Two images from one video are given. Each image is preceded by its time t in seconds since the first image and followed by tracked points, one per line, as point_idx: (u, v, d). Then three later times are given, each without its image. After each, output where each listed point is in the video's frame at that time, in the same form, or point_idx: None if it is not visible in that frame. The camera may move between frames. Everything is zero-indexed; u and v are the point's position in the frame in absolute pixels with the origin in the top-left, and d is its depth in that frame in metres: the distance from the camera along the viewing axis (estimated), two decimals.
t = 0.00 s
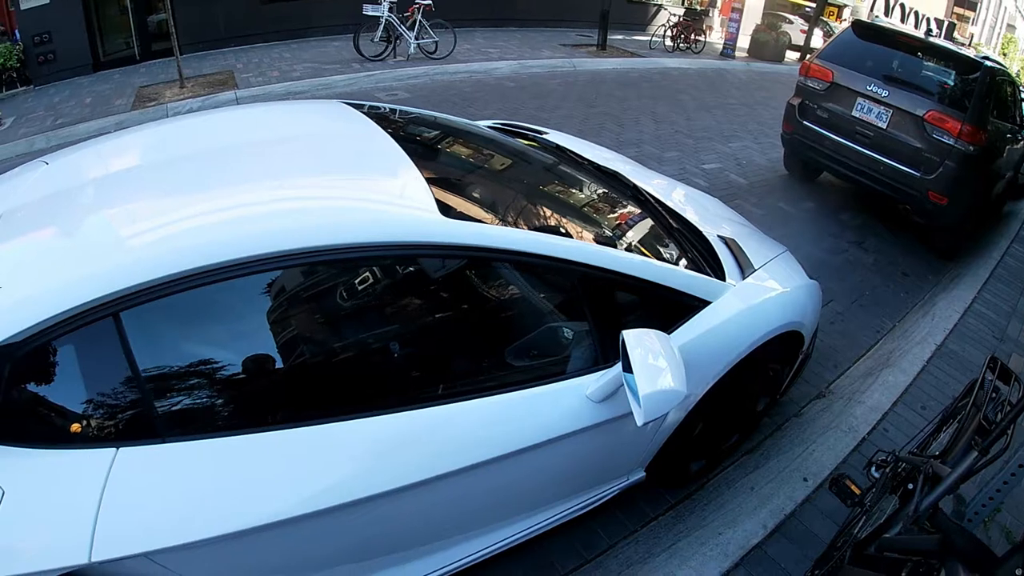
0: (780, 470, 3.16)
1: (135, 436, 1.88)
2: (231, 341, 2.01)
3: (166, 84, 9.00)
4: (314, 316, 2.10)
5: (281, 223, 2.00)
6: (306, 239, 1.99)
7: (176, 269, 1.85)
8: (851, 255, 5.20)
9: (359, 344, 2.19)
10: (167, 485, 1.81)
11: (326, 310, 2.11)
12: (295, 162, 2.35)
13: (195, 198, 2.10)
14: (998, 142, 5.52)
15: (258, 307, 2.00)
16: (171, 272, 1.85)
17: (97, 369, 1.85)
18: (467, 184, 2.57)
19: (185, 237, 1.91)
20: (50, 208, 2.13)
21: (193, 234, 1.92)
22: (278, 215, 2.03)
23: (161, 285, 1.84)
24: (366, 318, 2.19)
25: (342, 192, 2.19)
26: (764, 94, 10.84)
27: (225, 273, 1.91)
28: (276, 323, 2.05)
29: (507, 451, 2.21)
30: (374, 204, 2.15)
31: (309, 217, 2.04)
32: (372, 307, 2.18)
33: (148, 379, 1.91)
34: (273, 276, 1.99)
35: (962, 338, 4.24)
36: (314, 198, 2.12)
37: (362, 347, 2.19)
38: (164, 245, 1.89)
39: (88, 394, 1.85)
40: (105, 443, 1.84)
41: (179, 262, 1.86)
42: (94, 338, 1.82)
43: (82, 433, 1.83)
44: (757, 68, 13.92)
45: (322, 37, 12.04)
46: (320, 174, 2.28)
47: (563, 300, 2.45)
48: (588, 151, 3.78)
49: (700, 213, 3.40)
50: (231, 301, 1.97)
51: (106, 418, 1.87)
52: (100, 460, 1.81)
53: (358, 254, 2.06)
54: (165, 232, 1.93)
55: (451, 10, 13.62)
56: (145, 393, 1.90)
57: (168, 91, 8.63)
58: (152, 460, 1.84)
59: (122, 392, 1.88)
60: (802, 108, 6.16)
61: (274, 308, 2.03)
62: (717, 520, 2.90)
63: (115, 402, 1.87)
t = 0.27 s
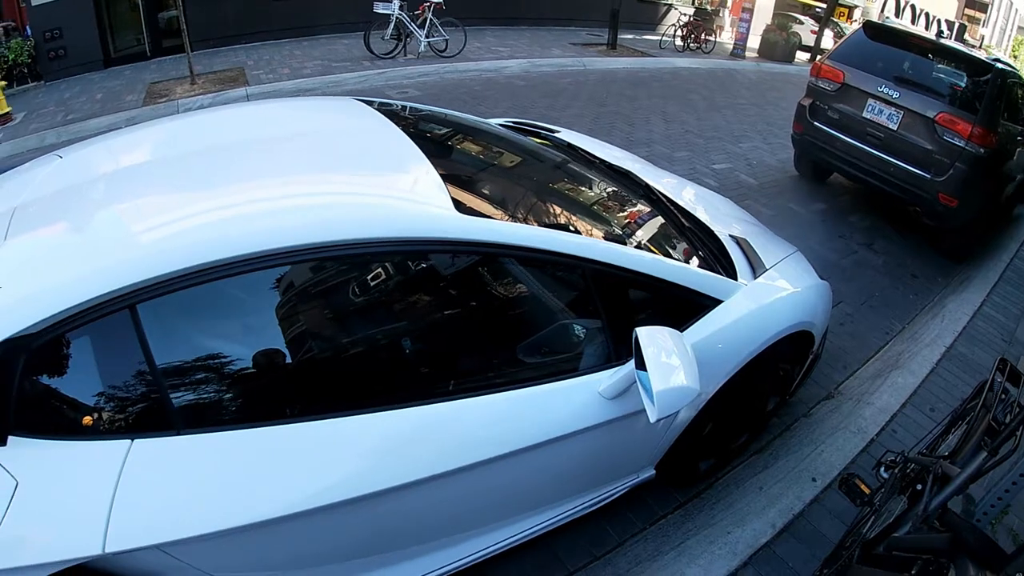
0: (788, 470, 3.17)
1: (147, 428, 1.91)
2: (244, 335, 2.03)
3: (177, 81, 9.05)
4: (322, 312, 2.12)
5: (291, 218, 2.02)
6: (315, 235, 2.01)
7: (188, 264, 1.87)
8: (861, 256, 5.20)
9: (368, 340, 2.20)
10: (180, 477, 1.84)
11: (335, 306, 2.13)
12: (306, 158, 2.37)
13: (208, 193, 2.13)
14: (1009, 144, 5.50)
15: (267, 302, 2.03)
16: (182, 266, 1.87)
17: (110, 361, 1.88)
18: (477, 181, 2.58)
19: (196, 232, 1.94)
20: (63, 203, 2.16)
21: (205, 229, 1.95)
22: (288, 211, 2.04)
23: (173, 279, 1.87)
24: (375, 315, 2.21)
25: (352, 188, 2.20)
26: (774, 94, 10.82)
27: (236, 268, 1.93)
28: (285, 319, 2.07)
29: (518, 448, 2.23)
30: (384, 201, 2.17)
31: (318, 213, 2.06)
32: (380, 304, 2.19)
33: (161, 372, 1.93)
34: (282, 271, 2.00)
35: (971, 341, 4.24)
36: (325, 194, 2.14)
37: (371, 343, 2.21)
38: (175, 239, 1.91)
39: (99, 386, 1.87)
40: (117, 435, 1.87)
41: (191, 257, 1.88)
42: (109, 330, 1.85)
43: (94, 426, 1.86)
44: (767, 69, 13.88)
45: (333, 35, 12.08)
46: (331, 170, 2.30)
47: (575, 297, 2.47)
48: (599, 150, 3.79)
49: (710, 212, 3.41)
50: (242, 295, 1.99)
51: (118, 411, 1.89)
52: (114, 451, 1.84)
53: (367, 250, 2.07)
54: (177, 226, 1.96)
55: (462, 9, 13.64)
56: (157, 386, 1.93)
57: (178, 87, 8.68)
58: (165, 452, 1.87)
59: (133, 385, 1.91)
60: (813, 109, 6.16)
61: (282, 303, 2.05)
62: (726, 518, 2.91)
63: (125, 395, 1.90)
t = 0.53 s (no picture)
0: (794, 470, 3.18)
1: (153, 424, 1.92)
2: (250, 333, 2.05)
3: (182, 79, 9.06)
4: (326, 310, 2.12)
5: (295, 217, 2.03)
6: (318, 233, 2.02)
7: (193, 262, 1.89)
8: (866, 257, 5.20)
9: (371, 339, 2.21)
10: (188, 472, 1.85)
11: (339, 304, 2.13)
12: (311, 157, 2.39)
13: (214, 191, 2.15)
14: (1014, 145, 5.48)
15: (270, 300, 2.04)
16: (187, 264, 1.89)
17: (118, 357, 1.90)
18: (481, 179, 2.59)
19: (203, 229, 1.95)
20: (69, 200, 2.18)
21: (209, 227, 1.96)
22: (292, 209, 2.06)
23: (181, 276, 1.89)
24: (379, 313, 2.21)
25: (355, 186, 2.22)
26: (779, 94, 10.80)
27: (240, 266, 1.95)
28: (288, 316, 2.07)
29: (525, 445, 2.24)
30: (387, 199, 2.18)
31: (321, 211, 2.07)
32: (385, 302, 2.20)
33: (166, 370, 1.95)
34: (286, 269, 2.01)
35: (974, 342, 4.25)
36: (329, 192, 2.15)
37: (375, 341, 2.21)
38: (180, 237, 1.92)
39: (106, 382, 1.89)
40: (122, 432, 1.88)
41: (196, 255, 1.89)
42: (116, 327, 1.86)
43: (99, 422, 1.87)
44: (772, 69, 13.86)
45: (337, 34, 12.10)
46: (335, 169, 2.32)
47: (582, 296, 2.48)
48: (605, 149, 3.80)
49: (714, 212, 3.42)
50: (248, 292, 2.00)
51: (123, 408, 1.90)
52: (121, 447, 1.86)
53: (372, 249, 2.08)
54: (184, 224, 1.97)
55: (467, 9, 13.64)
56: (162, 383, 1.94)
57: (183, 85, 8.69)
58: (172, 448, 1.89)
59: (138, 382, 1.92)
60: (818, 109, 6.18)
61: (286, 301, 2.05)
62: (731, 518, 2.92)
63: (130, 392, 1.91)
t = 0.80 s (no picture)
0: (803, 470, 3.19)
1: (166, 417, 1.95)
2: (262, 327, 2.07)
3: (193, 76, 9.12)
4: (336, 307, 2.14)
5: (306, 213, 2.06)
6: (328, 229, 2.05)
7: (205, 257, 1.92)
8: (876, 259, 5.20)
9: (382, 335, 2.22)
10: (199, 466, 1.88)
11: (350, 301, 2.15)
12: (323, 153, 2.41)
13: (228, 186, 2.17)
14: None
15: (281, 296, 2.06)
16: (200, 259, 1.91)
17: (132, 350, 1.93)
18: (491, 176, 2.61)
19: (215, 225, 1.98)
20: (83, 195, 2.21)
21: (222, 223, 1.99)
22: (303, 205, 2.08)
23: (195, 271, 1.92)
24: (390, 310, 2.23)
25: (366, 183, 2.24)
26: (790, 95, 10.78)
27: (252, 262, 1.97)
28: (298, 311, 2.09)
29: (536, 442, 2.26)
30: (397, 195, 2.21)
31: (332, 207, 2.10)
32: (395, 298, 2.22)
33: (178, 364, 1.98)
34: (295, 265, 2.03)
35: (984, 345, 4.25)
36: (339, 188, 2.18)
37: (385, 337, 2.23)
38: (193, 233, 1.95)
39: (119, 376, 1.92)
40: (134, 424, 1.91)
41: (209, 251, 1.92)
42: (130, 321, 1.90)
43: (112, 415, 1.90)
44: (782, 70, 13.82)
45: (348, 32, 12.15)
46: (346, 166, 2.34)
47: (593, 294, 2.50)
48: (617, 148, 3.82)
49: (725, 211, 3.43)
50: (259, 287, 2.03)
51: (135, 401, 1.94)
52: (134, 439, 1.89)
53: (381, 245, 2.11)
54: (196, 219, 2.00)
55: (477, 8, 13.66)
56: (175, 377, 1.97)
57: (195, 82, 8.75)
58: (187, 440, 1.92)
59: (150, 375, 1.95)
60: (829, 110, 6.20)
61: (296, 297, 2.07)
62: (741, 517, 2.94)
63: (143, 385, 1.94)
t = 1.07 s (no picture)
0: (811, 470, 3.20)
1: (179, 410, 1.98)
2: (276, 322, 2.10)
3: (204, 73, 9.18)
4: (346, 303, 2.17)
5: (318, 210, 2.08)
6: (339, 225, 2.07)
7: (218, 253, 1.94)
8: (886, 260, 5.20)
9: (391, 332, 2.25)
10: (215, 459, 1.90)
11: (360, 297, 2.18)
12: (335, 150, 2.44)
13: (243, 182, 2.21)
14: None
15: (292, 292, 2.08)
16: (213, 255, 1.94)
17: (147, 345, 1.96)
18: (501, 173, 2.63)
19: (229, 221, 2.01)
20: (97, 190, 2.25)
21: (235, 219, 2.02)
22: (315, 202, 2.11)
23: (210, 266, 1.95)
24: (399, 306, 2.25)
25: (377, 179, 2.26)
26: (801, 96, 10.76)
27: (265, 257, 2.00)
28: (308, 306, 2.12)
29: (547, 439, 2.28)
30: (408, 192, 2.23)
31: (343, 204, 2.12)
32: (405, 295, 2.24)
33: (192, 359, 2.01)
34: (305, 261, 2.06)
35: (994, 347, 4.25)
36: (350, 185, 2.20)
37: (394, 333, 2.26)
38: (206, 230, 1.98)
39: (133, 369, 1.96)
40: (146, 417, 1.95)
41: (222, 246, 1.95)
42: (145, 315, 1.93)
43: (125, 409, 1.94)
44: (793, 70, 13.78)
45: (358, 31, 12.19)
46: (357, 163, 2.37)
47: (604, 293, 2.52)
48: (628, 148, 3.84)
49: (737, 211, 3.44)
50: (271, 282, 2.06)
51: (148, 395, 1.97)
52: (146, 431, 1.92)
53: (391, 242, 2.13)
54: (209, 215, 2.03)
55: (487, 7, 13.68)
56: (188, 372, 2.01)
57: (207, 80, 8.81)
58: (203, 432, 1.95)
59: (162, 370, 1.99)
60: (840, 111, 6.20)
61: (306, 293, 2.10)
62: (750, 516, 2.96)
63: (155, 379, 1.98)
